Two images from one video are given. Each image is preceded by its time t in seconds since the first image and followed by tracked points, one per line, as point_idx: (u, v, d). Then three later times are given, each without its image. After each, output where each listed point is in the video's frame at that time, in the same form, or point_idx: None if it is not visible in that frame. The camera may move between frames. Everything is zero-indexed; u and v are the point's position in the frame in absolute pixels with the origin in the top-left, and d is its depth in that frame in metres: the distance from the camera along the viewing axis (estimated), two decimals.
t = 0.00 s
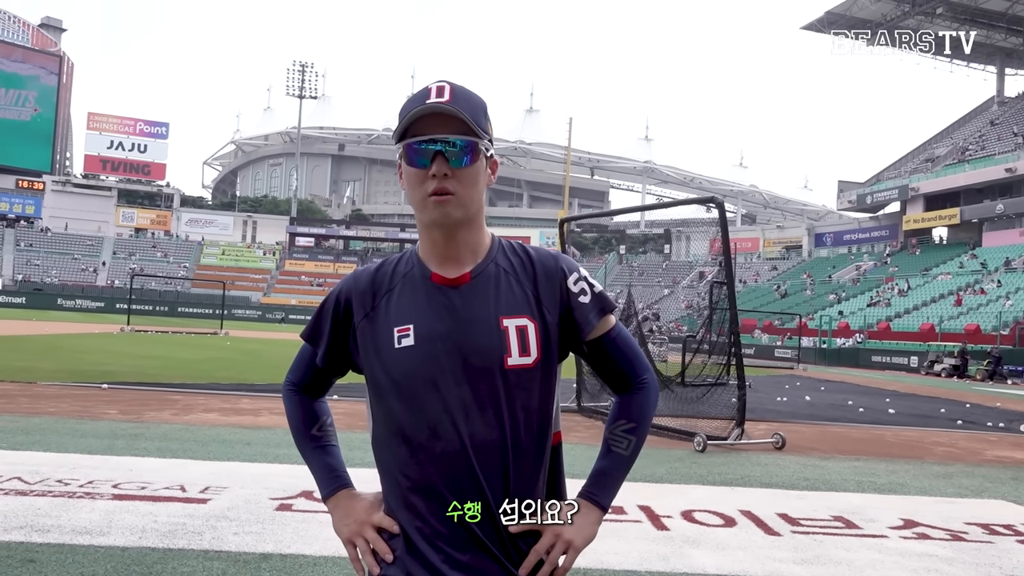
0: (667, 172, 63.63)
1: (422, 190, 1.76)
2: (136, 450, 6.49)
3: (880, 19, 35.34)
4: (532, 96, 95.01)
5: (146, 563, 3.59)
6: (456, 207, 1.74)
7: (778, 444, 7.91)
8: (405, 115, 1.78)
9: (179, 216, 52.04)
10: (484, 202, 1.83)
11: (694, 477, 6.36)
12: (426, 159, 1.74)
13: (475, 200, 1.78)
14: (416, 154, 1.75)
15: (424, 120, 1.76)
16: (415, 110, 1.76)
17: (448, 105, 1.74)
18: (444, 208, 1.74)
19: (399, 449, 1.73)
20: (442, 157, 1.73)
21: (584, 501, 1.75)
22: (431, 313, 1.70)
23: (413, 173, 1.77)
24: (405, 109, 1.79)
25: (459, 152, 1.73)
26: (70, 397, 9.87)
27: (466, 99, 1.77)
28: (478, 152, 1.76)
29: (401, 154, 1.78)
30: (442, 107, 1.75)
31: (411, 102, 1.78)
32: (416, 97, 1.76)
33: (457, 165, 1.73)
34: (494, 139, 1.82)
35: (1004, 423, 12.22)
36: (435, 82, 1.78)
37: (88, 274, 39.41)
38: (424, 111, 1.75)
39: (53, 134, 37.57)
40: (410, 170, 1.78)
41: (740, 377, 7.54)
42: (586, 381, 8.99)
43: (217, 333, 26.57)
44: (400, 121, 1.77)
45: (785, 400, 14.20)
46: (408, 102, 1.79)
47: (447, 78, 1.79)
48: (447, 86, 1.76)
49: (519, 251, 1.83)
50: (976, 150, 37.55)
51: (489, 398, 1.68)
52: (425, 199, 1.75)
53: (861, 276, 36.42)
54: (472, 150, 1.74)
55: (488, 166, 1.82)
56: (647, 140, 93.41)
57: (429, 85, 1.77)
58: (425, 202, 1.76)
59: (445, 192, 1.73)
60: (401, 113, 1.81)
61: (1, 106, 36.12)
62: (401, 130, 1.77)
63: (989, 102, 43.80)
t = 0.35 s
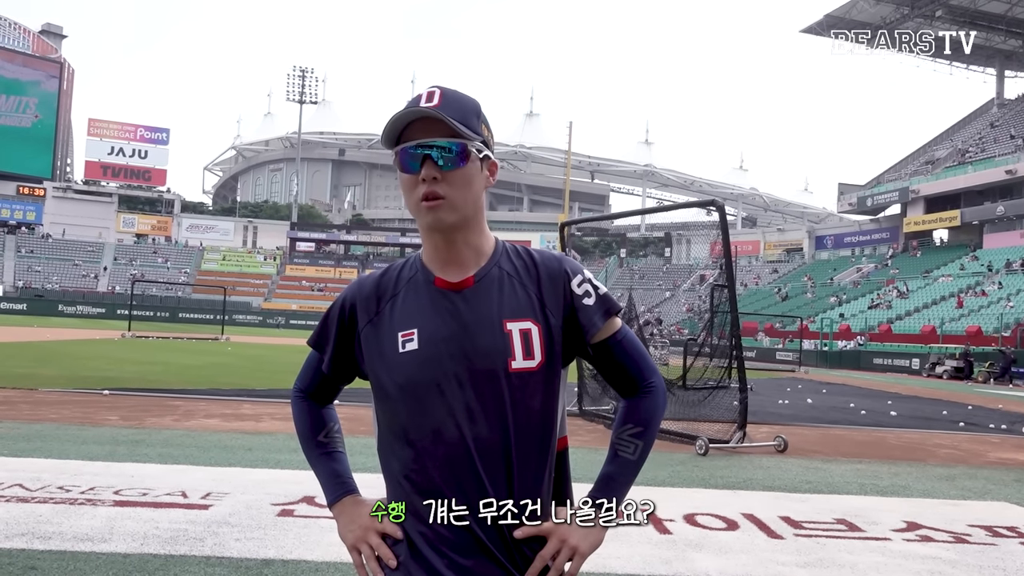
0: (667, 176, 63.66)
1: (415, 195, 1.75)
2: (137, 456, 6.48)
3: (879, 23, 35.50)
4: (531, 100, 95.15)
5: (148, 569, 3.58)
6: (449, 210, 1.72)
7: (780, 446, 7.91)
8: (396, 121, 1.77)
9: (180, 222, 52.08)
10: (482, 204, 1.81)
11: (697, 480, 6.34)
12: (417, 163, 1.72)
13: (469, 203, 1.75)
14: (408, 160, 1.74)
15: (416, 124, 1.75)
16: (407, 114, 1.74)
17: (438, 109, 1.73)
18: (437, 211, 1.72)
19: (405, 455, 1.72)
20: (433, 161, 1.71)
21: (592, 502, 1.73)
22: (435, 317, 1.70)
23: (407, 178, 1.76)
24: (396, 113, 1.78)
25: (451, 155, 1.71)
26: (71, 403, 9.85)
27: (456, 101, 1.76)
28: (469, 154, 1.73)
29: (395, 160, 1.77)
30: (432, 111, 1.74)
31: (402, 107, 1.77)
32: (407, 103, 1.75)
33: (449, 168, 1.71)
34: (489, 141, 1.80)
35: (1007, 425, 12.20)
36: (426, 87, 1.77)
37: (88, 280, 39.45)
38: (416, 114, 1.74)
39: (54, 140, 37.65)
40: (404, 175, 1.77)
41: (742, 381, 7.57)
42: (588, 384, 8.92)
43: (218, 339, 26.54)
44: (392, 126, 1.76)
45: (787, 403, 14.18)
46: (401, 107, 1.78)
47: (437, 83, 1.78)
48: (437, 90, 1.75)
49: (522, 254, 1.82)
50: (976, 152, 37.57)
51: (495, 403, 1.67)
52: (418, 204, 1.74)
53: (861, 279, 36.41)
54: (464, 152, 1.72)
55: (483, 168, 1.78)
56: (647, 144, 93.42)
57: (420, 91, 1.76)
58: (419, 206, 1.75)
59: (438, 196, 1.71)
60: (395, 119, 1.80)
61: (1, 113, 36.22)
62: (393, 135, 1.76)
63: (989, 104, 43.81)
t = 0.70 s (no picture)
0: (665, 179, 63.71)
1: (435, 197, 1.74)
2: (135, 458, 6.47)
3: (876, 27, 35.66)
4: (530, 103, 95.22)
5: (146, 571, 3.58)
6: (470, 213, 1.72)
7: (778, 450, 7.91)
8: (419, 121, 1.76)
9: (178, 224, 52.01)
10: (500, 206, 1.82)
11: (695, 484, 6.35)
12: (439, 165, 1.72)
13: (490, 206, 1.75)
14: (429, 161, 1.74)
15: (437, 126, 1.74)
16: (428, 116, 1.74)
17: (462, 111, 1.72)
18: (457, 213, 1.71)
19: (415, 455, 1.72)
20: (456, 163, 1.71)
21: (602, 504, 1.74)
22: (451, 320, 1.70)
23: (427, 179, 1.75)
24: (420, 112, 1.76)
25: (474, 157, 1.71)
26: (68, 405, 9.83)
27: (479, 102, 1.75)
28: (492, 156, 1.73)
29: (415, 162, 1.77)
30: (455, 112, 1.73)
31: (426, 107, 1.76)
32: (430, 102, 1.74)
33: (471, 171, 1.70)
34: (510, 145, 1.79)
35: (1004, 428, 12.21)
36: (448, 88, 1.76)
37: (87, 282, 39.43)
38: (436, 117, 1.73)
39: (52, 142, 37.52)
40: (424, 176, 1.76)
41: (739, 383, 7.62)
42: (584, 389, 8.85)
43: (216, 341, 26.46)
44: (414, 127, 1.76)
45: (784, 406, 14.18)
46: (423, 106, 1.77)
47: (461, 84, 1.77)
48: (460, 91, 1.74)
49: (537, 259, 1.83)
50: (974, 156, 37.71)
51: (508, 405, 1.67)
52: (439, 205, 1.73)
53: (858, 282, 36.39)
54: (485, 154, 1.72)
55: (504, 171, 1.78)
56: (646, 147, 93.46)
57: (443, 91, 1.75)
58: (439, 208, 1.74)
59: (459, 198, 1.71)
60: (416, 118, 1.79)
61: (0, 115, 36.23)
62: (415, 136, 1.75)
63: (987, 108, 43.89)
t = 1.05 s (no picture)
0: (651, 180, 63.95)
1: (476, 202, 1.75)
2: (115, 460, 6.41)
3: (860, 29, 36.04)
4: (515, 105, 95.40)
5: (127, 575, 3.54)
6: (511, 219, 1.73)
7: (762, 450, 7.94)
8: (460, 125, 1.75)
9: (161, 224, 51.69)
10: (538, 213, 1.82)
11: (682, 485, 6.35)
12: (481, 170, 1.72)
13: (529, 213, 1.75)
14: (470, 164, 1.73)
15: (479, 130, 1.74)
16: (470, 119, 1.73)
17: (505, 115, 1.71)
18: (499, 220, 1.72)
19: (444, 458, 1.71)
20: (496, 167, 1.71)
21: (628, 512, 1.74)
22: (486, 324, 1.69)
23: (467, 183, 1.75)
24: (462, 115, 1.75)
25: (516, 161, 1.71)
26: (48, 407, 9.74)
27: (524, 104, 1.73)
28: (534, 162, 1.74)
29: (455, 164, 1.76)
30: (498, 116, 1.71)
31: (468, 110, 1.75)
32: (472, 105, 1.73)
33: (513, 176, 1.71)
34: (551, 149, 1.79)
35: (984, 429, 12.34)
36: (490, 88, 1.74)
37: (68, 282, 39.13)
38: (479, 121, 1.72)
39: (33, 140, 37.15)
40: (463, 179, 1.76)
41: (723, 385, 7.71)
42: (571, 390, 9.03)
43: (199, 342, 26.34)
44: (456, 130, 1.75)
45: (768, 407, 14.26)
46: (465, 107, 1.76)
47: (503, 84, 1.75)
48: (504, 91, 1.72)
49: (573, 264, 1.82)
50: (955, 159, 38.12)
51: (539, 413, 1.67)
52: (479, 211, 1.74)
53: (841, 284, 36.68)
54: (527, 159, 1.72)
55: (545, 176, 1.78)
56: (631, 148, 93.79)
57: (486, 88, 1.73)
58: (478, 214, 1.74)
59: (500, 205, 1.71)
60: (455, 122, 1.79)
61: None
62: (456, 140, 1.74)
63: (969, 112, 44.35)
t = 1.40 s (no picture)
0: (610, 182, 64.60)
1: (511, 205, 1.82)
2: (63, 466, 6.35)
3: (813, 36, 36.92)
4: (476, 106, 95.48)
5: None
6: (545, 224, 1.81)
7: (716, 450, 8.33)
8: (502, 129, 1.83)
9: (113, 224, 50.63)
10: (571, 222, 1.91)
11: (629, 482, 6.39)
12: (519, 174, 1.80)
13: (564, 218, 1.83)
14: (508, 167, 1.82)
15: (520, 135, 1.82)
16: (511, 126, 1.81)
17: (548, 120, 1.80)
18: (534, 225, 1.80)
19: (461, 458, 1.77)
20: (535, 173, 1.80)
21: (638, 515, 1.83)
22: (511, 328, 1.76)
23: (504, 187, 1.83)
24: (505, 118, 1.83)
25: (554, 166, 1.79)
26: None
27: (566, 112, 1.82)
28: (572, 170, 1.82)
29: (493, 165, 1.84)
30: (541, 120, 1.81)
31: (511, 114, 1.83)
32: (515, 108, 1.82)
33: (550, 182, 1.79)
34: (588, 158, 1.89)
35: (930, 426, 12.83)
36: (534, 92, 1.82)
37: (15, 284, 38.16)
38: (521, 126, 1.80)
39: None
40: (500, 182, 1.84)
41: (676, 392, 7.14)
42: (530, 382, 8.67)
43: (152, 344, 25.89)
44: (497, 135, 1.83)
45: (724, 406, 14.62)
46: (508, 108, 1.85)
47: (547, 90, 1.83)
48: (548, 98, 1.81)
49: (598, 274, 1.92)
50: (904, 163, 39.29)
51: (557, 418, 1.74)
52: (513, 215, 1.82)
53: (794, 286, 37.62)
54: (566, 167, 1.81)
55: (581, 185, 1.87)
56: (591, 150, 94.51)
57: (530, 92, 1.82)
58: (513, 217, 1.82)
59: (535, 210, 1.80)
60: (497, 122, 1.86)
61: None
62: (497, 144, 1.82)
63: (917, 118, 45.73)
